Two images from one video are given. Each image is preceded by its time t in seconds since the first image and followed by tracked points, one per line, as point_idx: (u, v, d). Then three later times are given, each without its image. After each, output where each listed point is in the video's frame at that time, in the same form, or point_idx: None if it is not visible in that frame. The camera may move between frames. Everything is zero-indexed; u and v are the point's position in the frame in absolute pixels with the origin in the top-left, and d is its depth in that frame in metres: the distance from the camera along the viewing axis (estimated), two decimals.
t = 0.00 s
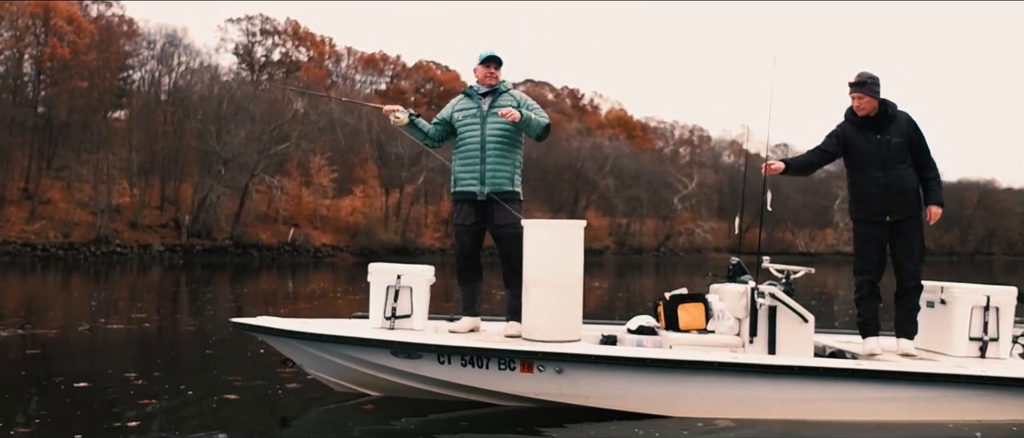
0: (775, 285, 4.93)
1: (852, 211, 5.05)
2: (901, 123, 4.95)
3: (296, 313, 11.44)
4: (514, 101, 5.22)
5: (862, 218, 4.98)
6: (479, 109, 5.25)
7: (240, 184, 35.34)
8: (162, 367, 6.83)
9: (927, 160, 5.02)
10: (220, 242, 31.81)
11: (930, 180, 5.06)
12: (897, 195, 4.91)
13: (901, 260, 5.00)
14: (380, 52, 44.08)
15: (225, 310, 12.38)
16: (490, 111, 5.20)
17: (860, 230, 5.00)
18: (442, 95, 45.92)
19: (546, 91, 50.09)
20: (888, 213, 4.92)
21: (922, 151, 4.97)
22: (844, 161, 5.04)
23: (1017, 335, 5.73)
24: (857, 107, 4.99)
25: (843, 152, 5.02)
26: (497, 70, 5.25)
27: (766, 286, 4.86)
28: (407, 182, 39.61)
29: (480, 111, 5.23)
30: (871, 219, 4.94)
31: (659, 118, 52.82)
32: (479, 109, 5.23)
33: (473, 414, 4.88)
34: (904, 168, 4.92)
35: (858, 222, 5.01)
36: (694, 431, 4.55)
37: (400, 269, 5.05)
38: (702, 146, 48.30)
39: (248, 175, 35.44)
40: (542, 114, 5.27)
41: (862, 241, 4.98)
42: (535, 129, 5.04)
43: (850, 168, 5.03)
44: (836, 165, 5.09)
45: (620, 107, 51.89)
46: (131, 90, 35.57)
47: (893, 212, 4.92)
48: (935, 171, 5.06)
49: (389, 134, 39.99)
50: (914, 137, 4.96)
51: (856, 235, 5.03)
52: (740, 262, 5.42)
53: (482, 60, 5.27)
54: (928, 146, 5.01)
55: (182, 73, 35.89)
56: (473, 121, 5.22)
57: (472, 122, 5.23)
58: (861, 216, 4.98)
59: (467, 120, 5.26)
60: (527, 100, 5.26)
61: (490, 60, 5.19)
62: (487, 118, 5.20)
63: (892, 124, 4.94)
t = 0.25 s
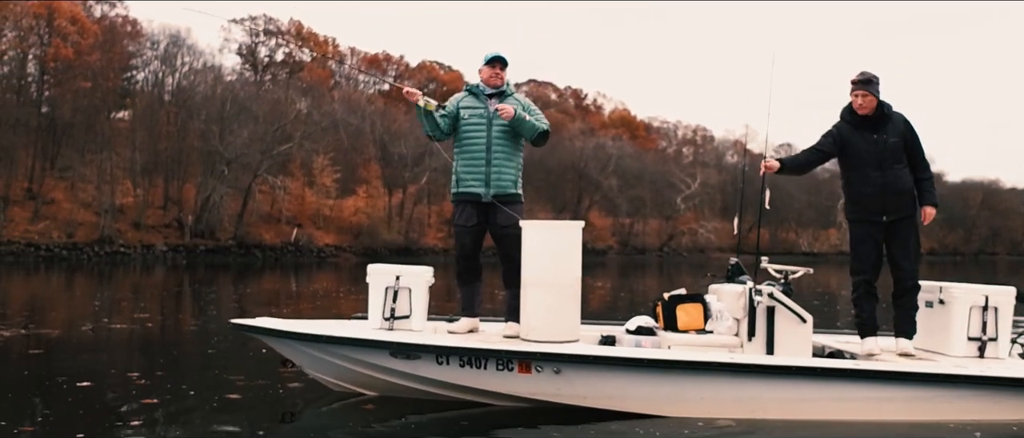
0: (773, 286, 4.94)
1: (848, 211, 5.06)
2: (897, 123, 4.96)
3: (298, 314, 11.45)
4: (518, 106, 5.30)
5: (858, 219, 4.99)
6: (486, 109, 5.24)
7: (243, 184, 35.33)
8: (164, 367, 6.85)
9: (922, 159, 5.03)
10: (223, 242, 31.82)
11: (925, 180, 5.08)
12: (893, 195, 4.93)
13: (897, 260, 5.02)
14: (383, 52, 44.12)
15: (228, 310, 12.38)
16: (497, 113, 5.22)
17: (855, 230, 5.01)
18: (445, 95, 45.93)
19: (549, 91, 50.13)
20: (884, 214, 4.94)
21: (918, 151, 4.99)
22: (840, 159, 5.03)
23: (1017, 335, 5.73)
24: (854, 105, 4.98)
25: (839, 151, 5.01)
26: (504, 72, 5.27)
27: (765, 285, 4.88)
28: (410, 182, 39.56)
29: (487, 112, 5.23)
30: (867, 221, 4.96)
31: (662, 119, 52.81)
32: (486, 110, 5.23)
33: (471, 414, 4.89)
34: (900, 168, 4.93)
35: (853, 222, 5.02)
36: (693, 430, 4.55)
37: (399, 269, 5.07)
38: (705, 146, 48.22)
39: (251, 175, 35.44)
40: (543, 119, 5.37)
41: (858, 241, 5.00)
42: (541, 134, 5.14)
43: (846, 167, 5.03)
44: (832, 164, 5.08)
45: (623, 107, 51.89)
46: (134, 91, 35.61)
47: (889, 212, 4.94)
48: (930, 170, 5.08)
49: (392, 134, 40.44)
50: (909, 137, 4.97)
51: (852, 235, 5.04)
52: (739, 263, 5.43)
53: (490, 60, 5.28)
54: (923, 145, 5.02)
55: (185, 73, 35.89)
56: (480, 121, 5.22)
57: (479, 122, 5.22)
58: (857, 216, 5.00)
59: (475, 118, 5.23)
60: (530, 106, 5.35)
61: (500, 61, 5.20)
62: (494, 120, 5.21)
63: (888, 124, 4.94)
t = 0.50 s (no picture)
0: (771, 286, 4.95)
1: (844, 211, 5.06)
2: (892, 124, 5.01)
3: (300, 313, 11.45)
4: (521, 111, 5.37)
5: (855, 219, 4.99)
6: (494, 111, 5.25)
7: (246, 184, 35.31)
8: (165, 366, 6.86)
9: (916, 161, 5.06)
10: (226, 242, 31.82)
11: (922, 181, 5.11)
12: (888, 195, 4.93)
13: (896, 260, 5.02)
14: (385, 53, 44.33)
15: (231, 310, 12.37)
16: (503, 116, 5.25)
17: (851, 232, 5.01)
18: (448, 95, 45.93)
19: (552, 91, 50.21)
20: (880, 213, 4.95)
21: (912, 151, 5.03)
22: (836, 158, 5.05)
23: (1016, 334, 5.75)
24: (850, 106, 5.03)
25: (835, 150, 5.03)
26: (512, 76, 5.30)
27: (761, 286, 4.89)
28: (413, 182, 39.49)
29: (494, 115, 5.25)
30: (863, 220, 4.96)
31: (665, 119, 52.76)
32: (494, 112, 5.24)
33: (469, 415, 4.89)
34: (895, 167, 4.95)
35: (850, 223, 5.02)
36: (692, 431, 4.55)
37: (396, 270, 5.07)
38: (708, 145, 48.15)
39: (254, 175, 35.41)
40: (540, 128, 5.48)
41: (856, 241, 5.00)
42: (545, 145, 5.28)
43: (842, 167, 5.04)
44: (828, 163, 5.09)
45: (626, 107, 51.92)
46: (137, 91, 35.63)
47: (884, 212, 4.95)
48: (925, 171, 5.11)
49: (394, 134, 40.65)
50: (904, 137, 5.02)
51: (848, 235, 5.04)
52: (737, 262, 5.41)
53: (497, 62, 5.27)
54: (918, 145, 5.06)
55: (188, 73, 35.87)
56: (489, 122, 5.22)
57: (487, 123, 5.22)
58: (854, 216, 4.99)
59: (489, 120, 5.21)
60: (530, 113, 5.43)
61: (510, 65, 5.24)
62: (501, 122, 5.24)
63: (884, 124, 4.98)
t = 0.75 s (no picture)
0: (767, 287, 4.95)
1: (841, 210, 5.06)
2: (890, 124, 5.02)
3: (302, 313, 11.46)
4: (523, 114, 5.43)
5: (853, 219, 4.99)
6: (500, 113, 5.27)
7: (248, 184, 35.31)
8: (167, 366, 6.88)
9: (914, 160, 5.08)
10: (228, 242, 31.88)
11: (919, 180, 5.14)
12: (886, 194, 4.93)
13: (894, 260, 5.04)
14: (387, 53, 44.36)
15: (233, 309, 12.38)
16: (506, 118, 5.28)
17: (849, 232, 5.03)
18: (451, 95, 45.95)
19: (555, 91, 50.26)
20: (877, 213, 4.95)
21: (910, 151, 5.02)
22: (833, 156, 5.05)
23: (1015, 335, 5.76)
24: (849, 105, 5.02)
25: (833, 148, 5.03)
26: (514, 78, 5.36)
27: (758, 286, 4.89)
28: (415, 182, 39.49)
29: (496, 116, 5.26)
30: (860, 219, 4.96)
31: (668, 118, 52.71)
32: (497, 113, 5.26)
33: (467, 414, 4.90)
34: (893, 166, 4.95)
35: (848, 222, 5.02)
36: (690, 431, 4.55)
37: (395, 270, 5.09)
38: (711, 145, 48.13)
39: (256, 175, 35.40)
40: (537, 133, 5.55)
41: (853, 241, 5.01)
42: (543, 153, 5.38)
43: (841, 165, 5.04)
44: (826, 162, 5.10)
45: (628, 107, 51.90)
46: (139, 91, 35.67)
47: (881, 212, 4.95)
48: (922, 171, 5.12)
49: (396, 134, 40.58)
50: (902, 137, 5.03)
51: (846, 235, 5.04)
52: (734, 263, 5.42)
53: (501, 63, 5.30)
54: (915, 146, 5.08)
55: (191, 74, 35.94)
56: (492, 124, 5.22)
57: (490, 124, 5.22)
58: (850, 216, 5.00)
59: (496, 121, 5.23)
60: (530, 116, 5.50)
61: (514, 67, 5.28)
62: (503, 125, 5.27)
63: (881, 123, 4.98)
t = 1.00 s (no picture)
0: (764, 287, 4.97)
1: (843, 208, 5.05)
2: (894, 125, 5.06)
3: (303, 313, 11.49)
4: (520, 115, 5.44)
5: (854, 217, 4.99)
6: (496, 114, 5.28)
7: (251, 184, 35.30)
8: (167, 366, 6.90)
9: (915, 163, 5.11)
10: (230, 242, 31.91)
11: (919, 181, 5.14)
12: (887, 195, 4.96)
13: (893, 260, 5.04)
14: (389, 53, 44.40)
15: (235, 310, 12.40)
16: (503, 118, 5.29)
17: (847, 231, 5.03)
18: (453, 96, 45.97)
19: (556, 91, 50.28)
20: (878, 212, 4.96)
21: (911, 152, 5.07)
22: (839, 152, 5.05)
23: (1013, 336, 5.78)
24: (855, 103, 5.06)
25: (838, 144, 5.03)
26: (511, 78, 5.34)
27: (756, 287, 4.92)
28: (417, 182, 39.48)
29: (494, 116, 5.28)
30: (861, 218, 4.97)
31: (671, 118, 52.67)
32: (494, 114, 5.28)
33: (465, 415, 4.92)
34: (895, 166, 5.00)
35: (848, 221, 5.02)
36: (689, 430, 4.56)
37: (393, 270, 5.12)
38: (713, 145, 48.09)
39: (259, 175, 35.39)
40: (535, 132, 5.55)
41: (852, 240, 5.01)
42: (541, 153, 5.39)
43: (845, 162, 5.04)
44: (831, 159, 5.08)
45: (630, 107, 51.91)
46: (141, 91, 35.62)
47: (882, 211, 4.96)
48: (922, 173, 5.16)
49: (399, 135, 40.49)
50: (905, 139, 5.07)
51: (846, 232, 5.04)
52: (732, 262, 5.43)
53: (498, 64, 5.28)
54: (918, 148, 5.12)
55: (193, 74, 35.92)
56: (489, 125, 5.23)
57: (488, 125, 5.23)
58: (852, 214, 5.00)
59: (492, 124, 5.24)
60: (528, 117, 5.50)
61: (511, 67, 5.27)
62: (501, 125, 5.28)
63: (886, 124, 5.03)
